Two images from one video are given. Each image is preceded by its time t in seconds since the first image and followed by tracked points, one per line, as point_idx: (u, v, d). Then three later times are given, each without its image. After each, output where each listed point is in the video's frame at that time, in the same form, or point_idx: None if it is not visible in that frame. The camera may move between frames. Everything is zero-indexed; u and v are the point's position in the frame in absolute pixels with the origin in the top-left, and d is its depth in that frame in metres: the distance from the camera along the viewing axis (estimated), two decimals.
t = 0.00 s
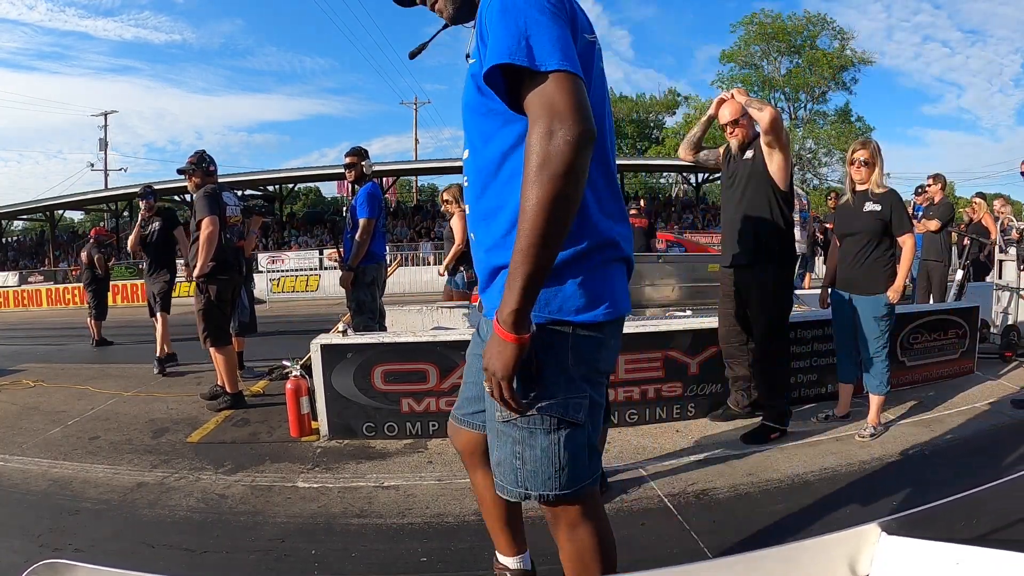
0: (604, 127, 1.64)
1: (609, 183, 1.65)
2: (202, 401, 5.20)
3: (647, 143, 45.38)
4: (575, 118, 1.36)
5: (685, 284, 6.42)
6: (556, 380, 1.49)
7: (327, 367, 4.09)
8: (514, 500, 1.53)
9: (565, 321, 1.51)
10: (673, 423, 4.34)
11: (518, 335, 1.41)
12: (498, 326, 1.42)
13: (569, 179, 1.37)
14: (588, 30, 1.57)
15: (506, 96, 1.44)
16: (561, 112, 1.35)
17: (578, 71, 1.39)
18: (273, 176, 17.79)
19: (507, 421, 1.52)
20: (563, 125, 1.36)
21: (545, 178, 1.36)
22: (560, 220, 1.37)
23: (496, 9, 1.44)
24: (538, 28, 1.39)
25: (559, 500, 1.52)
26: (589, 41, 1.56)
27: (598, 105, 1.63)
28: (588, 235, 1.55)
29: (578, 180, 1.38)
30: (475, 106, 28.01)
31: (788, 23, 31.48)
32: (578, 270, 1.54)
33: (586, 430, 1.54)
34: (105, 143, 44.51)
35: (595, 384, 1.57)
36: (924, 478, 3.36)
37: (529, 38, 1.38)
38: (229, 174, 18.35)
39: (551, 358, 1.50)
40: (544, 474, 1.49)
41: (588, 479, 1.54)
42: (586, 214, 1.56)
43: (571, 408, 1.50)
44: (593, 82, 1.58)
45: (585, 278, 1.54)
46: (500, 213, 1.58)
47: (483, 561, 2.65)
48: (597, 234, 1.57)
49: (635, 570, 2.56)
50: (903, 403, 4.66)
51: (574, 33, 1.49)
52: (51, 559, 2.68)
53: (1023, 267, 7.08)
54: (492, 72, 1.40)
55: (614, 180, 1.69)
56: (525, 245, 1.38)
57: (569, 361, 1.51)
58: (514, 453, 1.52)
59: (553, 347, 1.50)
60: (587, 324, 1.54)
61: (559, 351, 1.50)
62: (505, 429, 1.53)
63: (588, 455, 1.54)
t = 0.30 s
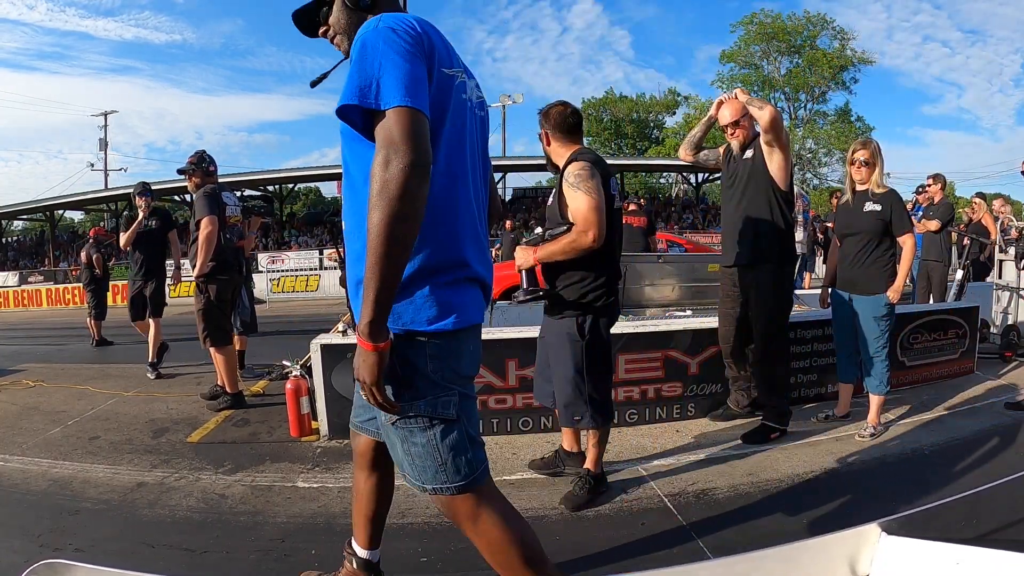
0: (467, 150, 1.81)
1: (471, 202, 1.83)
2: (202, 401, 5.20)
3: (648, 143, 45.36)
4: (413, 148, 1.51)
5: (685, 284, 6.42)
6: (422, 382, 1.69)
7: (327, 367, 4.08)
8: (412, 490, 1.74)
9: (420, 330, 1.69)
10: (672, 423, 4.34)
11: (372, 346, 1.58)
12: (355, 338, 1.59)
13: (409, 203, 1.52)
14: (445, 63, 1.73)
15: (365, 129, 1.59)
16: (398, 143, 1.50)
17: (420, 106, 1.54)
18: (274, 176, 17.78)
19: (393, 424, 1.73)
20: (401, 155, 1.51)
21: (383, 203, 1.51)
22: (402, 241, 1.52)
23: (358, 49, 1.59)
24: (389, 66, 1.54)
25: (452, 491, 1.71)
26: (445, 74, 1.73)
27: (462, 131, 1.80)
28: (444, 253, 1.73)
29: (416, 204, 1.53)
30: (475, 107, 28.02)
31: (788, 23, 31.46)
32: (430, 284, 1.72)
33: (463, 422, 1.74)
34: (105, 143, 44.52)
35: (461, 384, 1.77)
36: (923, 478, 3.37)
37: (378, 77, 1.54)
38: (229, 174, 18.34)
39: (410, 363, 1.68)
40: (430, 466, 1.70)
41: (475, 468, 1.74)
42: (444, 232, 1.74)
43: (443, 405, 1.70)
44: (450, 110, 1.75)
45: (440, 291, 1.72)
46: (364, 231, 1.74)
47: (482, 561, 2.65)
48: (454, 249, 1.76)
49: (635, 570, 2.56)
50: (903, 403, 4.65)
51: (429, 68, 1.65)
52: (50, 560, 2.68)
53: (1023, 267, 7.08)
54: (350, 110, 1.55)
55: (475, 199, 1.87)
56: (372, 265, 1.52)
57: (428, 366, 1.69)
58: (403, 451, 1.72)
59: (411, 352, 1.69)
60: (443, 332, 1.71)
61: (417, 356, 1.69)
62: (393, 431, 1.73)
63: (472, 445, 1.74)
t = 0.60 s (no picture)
0: (365, 152, 1.99)
1: (364, 197, 1.99)
2: (202, 401, 5.20)
3: (648, 143, 45.37)
4: (299, 145, 1.69)
5: (685, 284, 6.42)
6: (269, 358, 1.82)
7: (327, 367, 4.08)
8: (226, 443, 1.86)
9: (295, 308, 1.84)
10: (672, 423, 4.34)
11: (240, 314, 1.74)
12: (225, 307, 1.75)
13: (290, 194, 1.70)
14: (346, 71, 1.92)
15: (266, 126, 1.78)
16: (287, 141, 1.68)
17: (313, 112, 1.73)
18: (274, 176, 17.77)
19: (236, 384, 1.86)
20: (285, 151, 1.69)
21: (267, 192, 1.69)
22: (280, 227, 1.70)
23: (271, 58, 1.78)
24: (290, 75, 1.74)
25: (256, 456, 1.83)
26: (346, 82, 1.91)
27: (361, 133, 1.97)
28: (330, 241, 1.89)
29: (298, 195, 1.71)
30: (475, 107, 28.03)
31: (788, 23, 31.45)
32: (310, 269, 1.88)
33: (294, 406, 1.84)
34: (105, 143, 44.51)
35: (310, 369, 1.87)
36: (923, 478, 3.36)
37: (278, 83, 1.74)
38: (229, 174, 18.33)
39: (274, 337, 1.82)
40: (246, 429, 1.80)
41: (287, 446, 1.84)
42: (331, 223, 1.89)
43: (276, 382, 1.81)
44: (349, 114, 1.92)
45: (320, 274, 1.87)
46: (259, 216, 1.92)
47: (482, 561, 2.65)
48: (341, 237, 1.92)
49: (635, 570, 2.56)
50: (903, 403, 4.65)
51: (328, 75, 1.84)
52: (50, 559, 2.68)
53: None
54: (255, 115, 1.75)
55: (370, 195, 2.03)
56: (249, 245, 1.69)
57: (284, 344, 1.83)
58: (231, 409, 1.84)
59: (281, 328, 1.83)
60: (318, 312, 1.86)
61: (285, 333, 1.83)
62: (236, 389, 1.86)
63: (295, 427, 1.85)
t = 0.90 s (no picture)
0: (283, 168, 2.13)
1: (285, 211, 2.14)
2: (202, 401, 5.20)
3: (648, 143, 45.37)
4: (210, 175, 1.86)
5: (684, 284, 6.42)
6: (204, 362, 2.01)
7: (327, 367, 4.08)
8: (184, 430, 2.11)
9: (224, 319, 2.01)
10: (672, 422, 4.34)
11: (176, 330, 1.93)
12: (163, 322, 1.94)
13: (205, 220, 1.87)
14: (255, 95, 2.05)
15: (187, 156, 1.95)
16: (199, 171, 1.85)
17: (222, 142, 1.89)
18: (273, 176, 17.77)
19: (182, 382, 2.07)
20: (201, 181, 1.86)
21: (185, 220, 1.86)
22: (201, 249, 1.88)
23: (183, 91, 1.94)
24: (200, 106, 1.90)
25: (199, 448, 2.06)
26: (257, 105, 2.04)
27: (276, 150, 2.10)
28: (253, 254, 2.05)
29: (215, 220, 1.89)
30: (475, 107, 28.05)
31: (788, 23, 31.45)
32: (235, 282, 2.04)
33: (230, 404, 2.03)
34: (105, 143, 44.51)
35: (239, 372, 2.04)
36: (924, 478, 3.36)
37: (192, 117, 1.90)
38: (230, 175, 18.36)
39: (208, 344, 2.01)
40: (193, 426, 2.02)
41: (236, 440, 2.05)
42: (254, 238, 2.05)
43: (211, 384, 2.00)
44: (263, 135, 2.06)
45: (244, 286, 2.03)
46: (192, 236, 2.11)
47: (482, 561, 2.65)
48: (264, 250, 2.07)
49: (635, 571, 2.55)
50: (903, 403, 4.65)
51: (238, 103, 1.97)
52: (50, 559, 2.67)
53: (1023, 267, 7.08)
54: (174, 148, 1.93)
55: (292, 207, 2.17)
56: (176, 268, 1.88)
57: (215, 348, 2.01)
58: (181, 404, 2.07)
59: (210, 337, 2.01)
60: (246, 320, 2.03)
61: (213, 341, 2.01)
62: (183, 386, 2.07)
63: (235, 423, 2.04)
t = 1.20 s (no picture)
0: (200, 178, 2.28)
1: (204, 218, 2.29)
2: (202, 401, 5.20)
3: (648, 143, 45.39)
4: (113, 190, 2.01)
5: (684, 284, 6.42)
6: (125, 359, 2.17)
7: (327, 367, 4.07)
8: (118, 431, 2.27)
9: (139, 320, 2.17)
10: (672, 422, 4.34)
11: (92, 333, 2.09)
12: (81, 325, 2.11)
13: (108, 231, 2.02)
14: (171, 111, 2.18)
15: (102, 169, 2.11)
16: (104, 188, 2.00)
17: (129, 159, 2.03)
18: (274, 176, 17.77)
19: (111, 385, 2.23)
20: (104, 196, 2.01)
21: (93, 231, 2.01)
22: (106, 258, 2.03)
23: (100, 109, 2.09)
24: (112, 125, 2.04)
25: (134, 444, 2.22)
26: (175, 119, 2.19)
27: (193, 162, 2.25)
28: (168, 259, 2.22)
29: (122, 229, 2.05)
30: (475, 107, 28.07)
31: (788, 23, 31.47)
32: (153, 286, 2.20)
33: (154, 398, 2.20)
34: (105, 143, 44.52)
35: (157, 370, 2.21)
36: (924, 478, 3.36)
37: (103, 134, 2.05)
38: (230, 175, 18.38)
39: (129, 343, 2.17)
40: (117, 421, 2.17)
41: (156, 434, 2.20)
42: (170, 247, 2.21)
43: (133, 379, 2.16)
44: (179, 148, 2.21)
45: (157, 289, 2.19)
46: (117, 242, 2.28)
47: (483, 561, 2.65)
48: (179, 256, 2.24)
49: (635, 571, 2.55)
50: (903, 403, 4.65)
51: (151, 119, 2.13)
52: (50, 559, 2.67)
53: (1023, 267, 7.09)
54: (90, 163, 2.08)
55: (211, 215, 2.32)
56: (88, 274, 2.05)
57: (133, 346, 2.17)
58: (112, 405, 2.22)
59: (127, 337, 2.17)
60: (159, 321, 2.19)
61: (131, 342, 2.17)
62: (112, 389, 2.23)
63: (161, 416, 2.22)
